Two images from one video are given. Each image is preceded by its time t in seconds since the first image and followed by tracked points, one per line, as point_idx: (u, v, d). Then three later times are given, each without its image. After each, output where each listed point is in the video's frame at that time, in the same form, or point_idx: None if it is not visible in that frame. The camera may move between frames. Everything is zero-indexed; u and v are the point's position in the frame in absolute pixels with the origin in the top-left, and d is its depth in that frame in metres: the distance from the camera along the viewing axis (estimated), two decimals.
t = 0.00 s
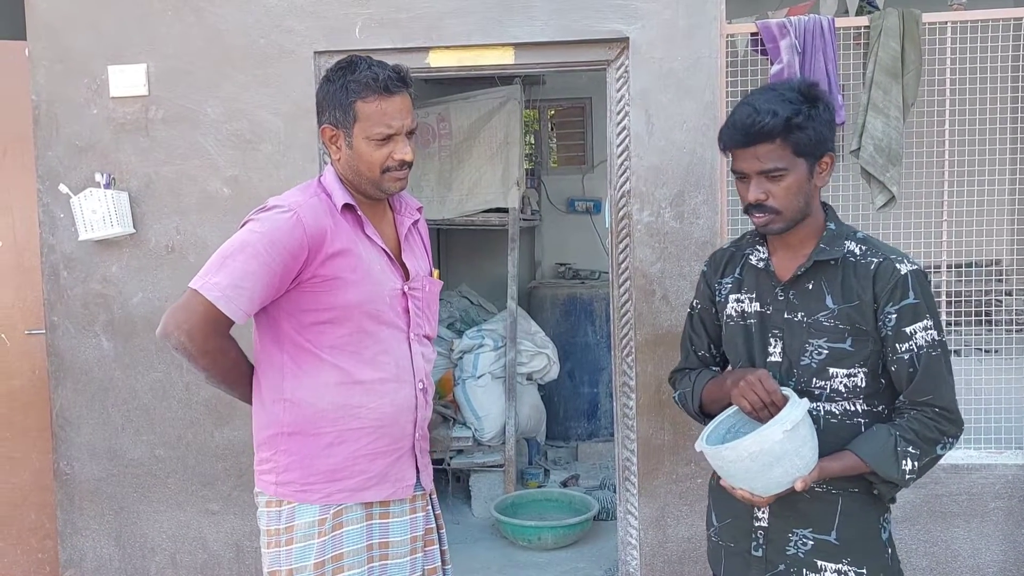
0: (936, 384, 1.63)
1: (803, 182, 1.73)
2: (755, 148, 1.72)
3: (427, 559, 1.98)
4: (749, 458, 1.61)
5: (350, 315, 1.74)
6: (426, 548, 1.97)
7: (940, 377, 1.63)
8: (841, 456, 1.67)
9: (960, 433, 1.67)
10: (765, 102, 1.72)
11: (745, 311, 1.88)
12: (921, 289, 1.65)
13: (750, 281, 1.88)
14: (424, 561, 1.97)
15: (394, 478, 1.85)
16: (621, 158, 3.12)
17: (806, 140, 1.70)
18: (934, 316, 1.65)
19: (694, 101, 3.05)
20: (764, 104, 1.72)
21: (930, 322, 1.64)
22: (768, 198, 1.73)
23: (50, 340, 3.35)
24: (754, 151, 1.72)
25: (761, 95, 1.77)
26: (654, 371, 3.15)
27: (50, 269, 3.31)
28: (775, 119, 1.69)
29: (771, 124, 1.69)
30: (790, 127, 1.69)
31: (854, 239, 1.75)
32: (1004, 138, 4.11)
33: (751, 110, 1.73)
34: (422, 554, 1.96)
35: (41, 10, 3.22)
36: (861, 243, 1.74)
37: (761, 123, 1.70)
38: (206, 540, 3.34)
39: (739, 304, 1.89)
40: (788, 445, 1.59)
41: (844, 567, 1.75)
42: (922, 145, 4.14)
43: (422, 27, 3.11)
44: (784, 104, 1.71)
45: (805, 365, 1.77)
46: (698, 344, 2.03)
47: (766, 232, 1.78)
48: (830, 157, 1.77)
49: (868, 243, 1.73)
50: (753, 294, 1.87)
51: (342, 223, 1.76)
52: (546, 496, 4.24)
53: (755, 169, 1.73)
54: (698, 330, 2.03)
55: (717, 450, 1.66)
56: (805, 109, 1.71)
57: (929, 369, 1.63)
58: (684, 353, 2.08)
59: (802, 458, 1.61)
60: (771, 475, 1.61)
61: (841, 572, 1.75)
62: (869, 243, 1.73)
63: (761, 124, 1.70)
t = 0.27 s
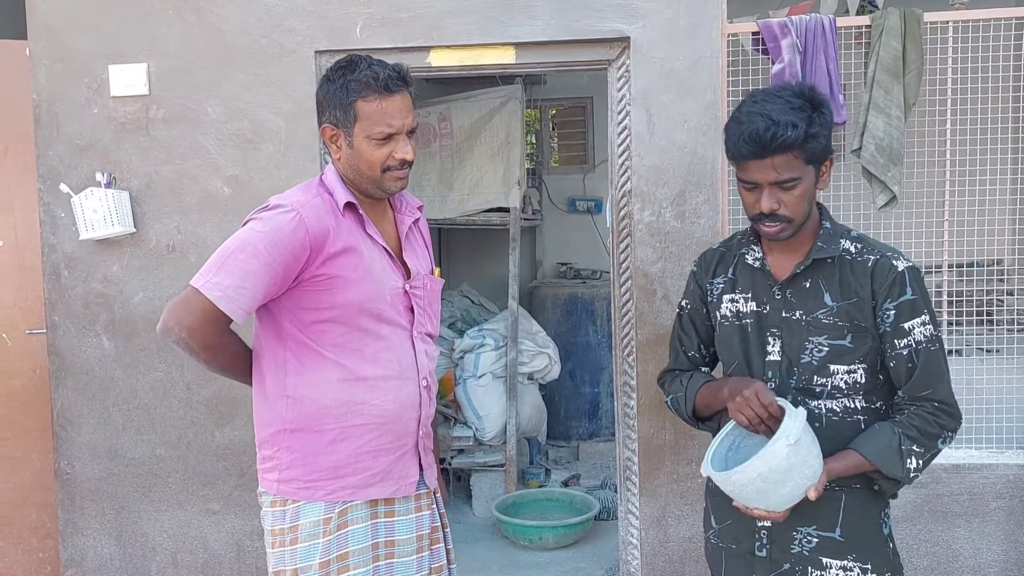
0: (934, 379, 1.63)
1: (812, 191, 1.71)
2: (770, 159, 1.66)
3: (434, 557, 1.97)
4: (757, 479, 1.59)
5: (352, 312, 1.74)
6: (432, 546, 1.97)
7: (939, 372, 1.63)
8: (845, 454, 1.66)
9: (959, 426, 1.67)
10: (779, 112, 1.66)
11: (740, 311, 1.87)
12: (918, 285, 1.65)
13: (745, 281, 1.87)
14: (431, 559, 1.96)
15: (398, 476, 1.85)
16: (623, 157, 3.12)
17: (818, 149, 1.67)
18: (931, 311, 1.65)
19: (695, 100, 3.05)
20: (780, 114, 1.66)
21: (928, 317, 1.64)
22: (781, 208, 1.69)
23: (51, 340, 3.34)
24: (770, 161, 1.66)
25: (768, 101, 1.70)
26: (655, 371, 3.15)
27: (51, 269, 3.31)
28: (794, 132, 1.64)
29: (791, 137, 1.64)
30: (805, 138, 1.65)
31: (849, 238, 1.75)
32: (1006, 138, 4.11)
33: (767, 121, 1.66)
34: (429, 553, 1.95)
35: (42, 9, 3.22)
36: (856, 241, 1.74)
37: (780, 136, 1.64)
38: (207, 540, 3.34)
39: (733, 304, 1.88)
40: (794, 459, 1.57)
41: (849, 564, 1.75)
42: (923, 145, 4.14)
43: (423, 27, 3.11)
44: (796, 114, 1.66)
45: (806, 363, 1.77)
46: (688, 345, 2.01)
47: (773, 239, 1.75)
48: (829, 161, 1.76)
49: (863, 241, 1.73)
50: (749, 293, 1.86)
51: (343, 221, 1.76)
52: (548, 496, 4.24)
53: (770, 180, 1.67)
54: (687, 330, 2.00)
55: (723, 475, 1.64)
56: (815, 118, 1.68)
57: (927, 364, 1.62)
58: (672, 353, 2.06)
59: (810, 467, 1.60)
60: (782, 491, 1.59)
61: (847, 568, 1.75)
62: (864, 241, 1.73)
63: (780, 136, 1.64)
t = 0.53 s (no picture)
0: (931, 378, 1.64)
1: (815, 197, 1.71)
2: (776, 165, 1.66)
3: (432, 558, 1.95)
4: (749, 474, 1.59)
5: (348, 312, 1.74)
6: (431, 546, 1.95)
7: (933, 372, 1.64)
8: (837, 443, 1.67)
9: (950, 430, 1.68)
10: (786, 118, 1.65)
11: (738, 309, 1.86)
12: (918, 286, 1.66)
13: (744, 279, 1.85)
14: (429, 559, 1.94)
15: (395, 476, 1.84)
16: (622, 157, 3.12)
17: (821, 156, 1.67)
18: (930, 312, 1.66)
19: (694, 100, 3.05)
20: (786, 121, 1.65)
21: (925, 318, 1.65)
22: (783, 213, 1.68)
23: (49, 340, 3.34)
24: (774, 167, 1.66)
25: (773, 107, 1.70)
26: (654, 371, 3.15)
27: (50, 268, 3.31)
28: (801, 139, 1.64)
29: (798, 144, 1.63)
30: (810, 145, 1.65)
31: (850, 239, 1.75)
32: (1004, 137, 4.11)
33: (772, 127, 1.65)
34: (427, 553, 1.93)
35: (40, 9, 3.22)
36: (857, 242, 1.74)
37: (787, 142, 1.63)
38: (205, 540, 3.34)
39: (731, 302, 1.86)
40: (779, 445, 1.58)
41: (850, 562, 1.76)
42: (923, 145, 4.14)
43: (422, 26, 3.10)
44: (802, 120, 1.66)
45: (806, 361, 1.76)
46: (674, 340, 1.98)
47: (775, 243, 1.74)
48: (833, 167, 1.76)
49: (864, 242, 1.74)
50: (748, 291, 1.84)
51: (339, 220, 1.75)
52: (547, 495, 4.24)
53: (774, 185, 1.67)
54: (677, 326, 1.98)
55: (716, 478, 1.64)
56: (819, 124, 1.67)
57: (925, 364, 1.63)
58: (658, 347, 2.03)
59: (798, 452, 1.60)
60: (775, 481, 1.59)
61: (848, 566, 1.76)
62: (865, 241, 1.74)
63: (787, 143, 1.63)
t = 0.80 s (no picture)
0: (929, 382, 1.64)
1: (830, 188, 1.70)
2: (795, 149, 1.66)
3: (428, 559, 1.94)
4: (747, 426, 1.59)
5: (347, 309, 1.74)
6: (427, 547, 1.94)
7: (934, 375, 1.64)
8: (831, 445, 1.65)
9: (948, 437, 1.67)
10: (807, 102, 1.65)
11: (744, 305, 1.86)
12: (925, 287, 1.66)
13: (751, 275, 1.86)
14: (425, 560, 1.94)
15: (394, 474, 1.83)
16: (620, 156, 3.12)
17: (840, 146, 1.67)
18: (935, 314, 1.66)
19: (692, 99, 3.05)
20: (807, 104, 1.65)
21: (930, 319, 1.65)
22: (798, 200, 1.68)
23: (46, 339, 3.34)
24: (795, 151, 1.66)
25: (794, 92, 1.70)
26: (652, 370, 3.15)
27: (47, 268, 3.30)
28: (821, 122, 1.64)
29: (818, 127, 1.64)
30: (831, 130, 1.65)
31: (860, 237, 1.75)
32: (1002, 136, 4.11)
33: (794, 109, 1.65)
34: (423, 553, 1.93)
35: (37, 7, 3.21)
36: (867, 240, 1.74)
37: (807, 125, 1.63)
38: (203, 539, 3.34)
39: (738, 298, 1.87)
40: (778, 410, 1.61)
41: (842, 564, 1.75)
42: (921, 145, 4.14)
43: (420, 25, 3.10)
44: (823, 106, 1.66)
45: (808, 359, 1.76)
46: (675, 330, 2.00)
47: (788, 233, 1.73)
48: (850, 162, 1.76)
49: (874, 241, 1.74)
50: (755, 288, 1.85)
51: (337, 217, 1.76)
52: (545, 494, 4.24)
53: (790, 170, 1.67)
54: (678, 316, 2.00)
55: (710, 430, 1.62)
56: (841, 112, 1.67)
57: (924, 366, 1.63)
58: (656, 334, 2.05)
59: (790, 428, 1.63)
60: (768, 442, 1.59)
61: (839, 569, 1.76)
62: (875, 240, 1.73)
63: (808, 125, 1.64)
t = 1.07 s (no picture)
0: (925, 391, 1.62)
1: (838, 184, 1.70)
2: (800, 146, 1.65)
3: (428, 555, 1.95)
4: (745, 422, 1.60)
5: (345, 305, 1.74)
6: (426, 543, 1.95)
7: (931, 384, 1.62)
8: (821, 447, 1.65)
9: (940, 446, 1.65)
10: (814, 99, 1.65)
11: (750, 303, 1.87)
12: (929, 293, 1.65)
13: (759, 272, 1.87)
14: (423, 557, 1.94)
15: (394, 469, 1.84)
16: (617, 155, 3.11)
17: (848, 142, 1.66)
18: (937, 321, 1.64)
19: (689, 98, 3.05)
20: (814, 101, 1.65)
21: (931, 326, 1.63)
22: (803, 197, 1.68)
23: (43, 338, 3.33)
24: (800, 148, 1.65)
25: (804, 89, 1.70)
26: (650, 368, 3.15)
27: (44, 266, 3.30)
28: (827, 119, 1.63)
29: (824, 124, 1.63)
30: (837, 127, 1.64)
31: (869, 239, 1.74)
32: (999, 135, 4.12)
33: (800, 105, 1.65)
34: (422, 550, 1.93)
35: (33, 6, 3.21)
36: (875, 242, 1.73)
37: (813, 121, 1.63)
38: (200, 537, 3.34)
39: (744, 295, 1.88)
40: (789, 409, 1.62)
41: (830, 567, 1.75)
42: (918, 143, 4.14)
43: (417, 23, 3.10)
44: (831, 103, 1.65)
45: (804, 359, 1.77)
46: (682, 323, 2.02)
47: (795, 231, 1.73)
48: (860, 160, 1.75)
49: (882, 243, 1.72)
50: (762, 285, 1.86)
51: (332, 214, 1.76)
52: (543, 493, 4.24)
53: (796, 167, 1.67)
54: (688, 309, 2.02)
55: (709, 424, 1.63)
56: (850, 110, 1.66)
57: (921, 374, 1.62)
58: (665, 325, 2.07)
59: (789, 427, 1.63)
60: (765, 439, 1.60)
61: (827, 571, 1.76)
62: (884, 243, 1.72)
63: (813, 122, 1.63)
